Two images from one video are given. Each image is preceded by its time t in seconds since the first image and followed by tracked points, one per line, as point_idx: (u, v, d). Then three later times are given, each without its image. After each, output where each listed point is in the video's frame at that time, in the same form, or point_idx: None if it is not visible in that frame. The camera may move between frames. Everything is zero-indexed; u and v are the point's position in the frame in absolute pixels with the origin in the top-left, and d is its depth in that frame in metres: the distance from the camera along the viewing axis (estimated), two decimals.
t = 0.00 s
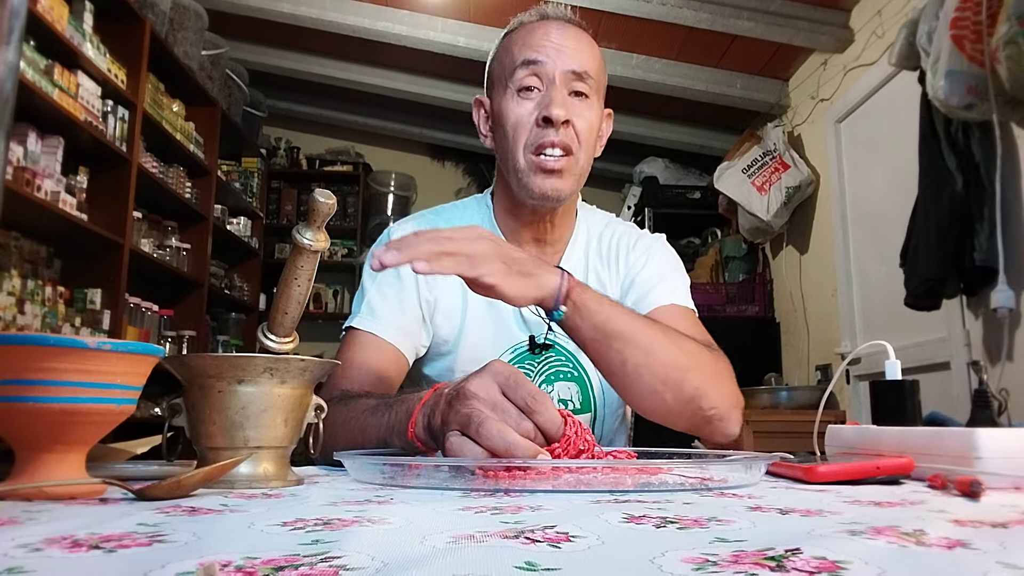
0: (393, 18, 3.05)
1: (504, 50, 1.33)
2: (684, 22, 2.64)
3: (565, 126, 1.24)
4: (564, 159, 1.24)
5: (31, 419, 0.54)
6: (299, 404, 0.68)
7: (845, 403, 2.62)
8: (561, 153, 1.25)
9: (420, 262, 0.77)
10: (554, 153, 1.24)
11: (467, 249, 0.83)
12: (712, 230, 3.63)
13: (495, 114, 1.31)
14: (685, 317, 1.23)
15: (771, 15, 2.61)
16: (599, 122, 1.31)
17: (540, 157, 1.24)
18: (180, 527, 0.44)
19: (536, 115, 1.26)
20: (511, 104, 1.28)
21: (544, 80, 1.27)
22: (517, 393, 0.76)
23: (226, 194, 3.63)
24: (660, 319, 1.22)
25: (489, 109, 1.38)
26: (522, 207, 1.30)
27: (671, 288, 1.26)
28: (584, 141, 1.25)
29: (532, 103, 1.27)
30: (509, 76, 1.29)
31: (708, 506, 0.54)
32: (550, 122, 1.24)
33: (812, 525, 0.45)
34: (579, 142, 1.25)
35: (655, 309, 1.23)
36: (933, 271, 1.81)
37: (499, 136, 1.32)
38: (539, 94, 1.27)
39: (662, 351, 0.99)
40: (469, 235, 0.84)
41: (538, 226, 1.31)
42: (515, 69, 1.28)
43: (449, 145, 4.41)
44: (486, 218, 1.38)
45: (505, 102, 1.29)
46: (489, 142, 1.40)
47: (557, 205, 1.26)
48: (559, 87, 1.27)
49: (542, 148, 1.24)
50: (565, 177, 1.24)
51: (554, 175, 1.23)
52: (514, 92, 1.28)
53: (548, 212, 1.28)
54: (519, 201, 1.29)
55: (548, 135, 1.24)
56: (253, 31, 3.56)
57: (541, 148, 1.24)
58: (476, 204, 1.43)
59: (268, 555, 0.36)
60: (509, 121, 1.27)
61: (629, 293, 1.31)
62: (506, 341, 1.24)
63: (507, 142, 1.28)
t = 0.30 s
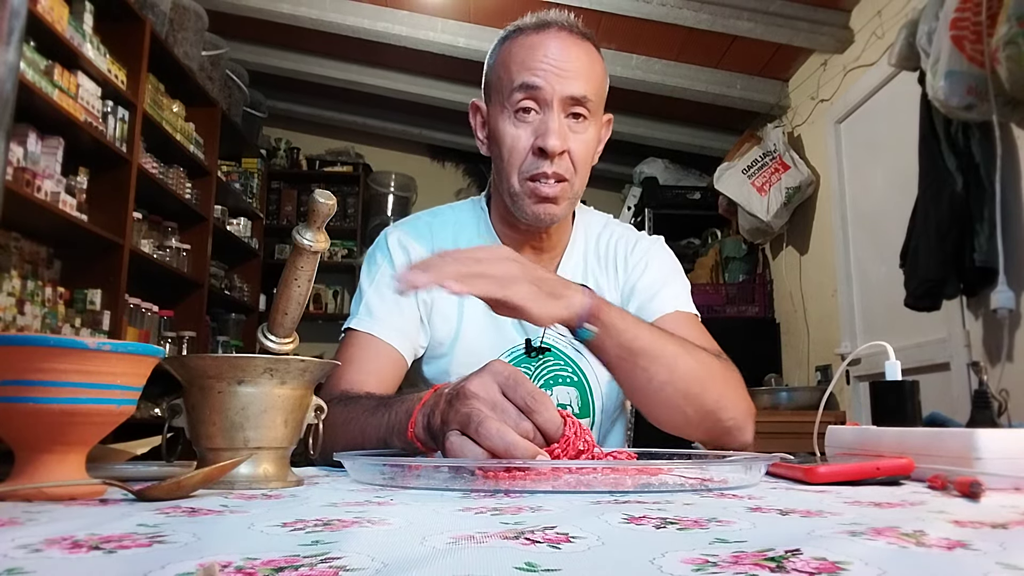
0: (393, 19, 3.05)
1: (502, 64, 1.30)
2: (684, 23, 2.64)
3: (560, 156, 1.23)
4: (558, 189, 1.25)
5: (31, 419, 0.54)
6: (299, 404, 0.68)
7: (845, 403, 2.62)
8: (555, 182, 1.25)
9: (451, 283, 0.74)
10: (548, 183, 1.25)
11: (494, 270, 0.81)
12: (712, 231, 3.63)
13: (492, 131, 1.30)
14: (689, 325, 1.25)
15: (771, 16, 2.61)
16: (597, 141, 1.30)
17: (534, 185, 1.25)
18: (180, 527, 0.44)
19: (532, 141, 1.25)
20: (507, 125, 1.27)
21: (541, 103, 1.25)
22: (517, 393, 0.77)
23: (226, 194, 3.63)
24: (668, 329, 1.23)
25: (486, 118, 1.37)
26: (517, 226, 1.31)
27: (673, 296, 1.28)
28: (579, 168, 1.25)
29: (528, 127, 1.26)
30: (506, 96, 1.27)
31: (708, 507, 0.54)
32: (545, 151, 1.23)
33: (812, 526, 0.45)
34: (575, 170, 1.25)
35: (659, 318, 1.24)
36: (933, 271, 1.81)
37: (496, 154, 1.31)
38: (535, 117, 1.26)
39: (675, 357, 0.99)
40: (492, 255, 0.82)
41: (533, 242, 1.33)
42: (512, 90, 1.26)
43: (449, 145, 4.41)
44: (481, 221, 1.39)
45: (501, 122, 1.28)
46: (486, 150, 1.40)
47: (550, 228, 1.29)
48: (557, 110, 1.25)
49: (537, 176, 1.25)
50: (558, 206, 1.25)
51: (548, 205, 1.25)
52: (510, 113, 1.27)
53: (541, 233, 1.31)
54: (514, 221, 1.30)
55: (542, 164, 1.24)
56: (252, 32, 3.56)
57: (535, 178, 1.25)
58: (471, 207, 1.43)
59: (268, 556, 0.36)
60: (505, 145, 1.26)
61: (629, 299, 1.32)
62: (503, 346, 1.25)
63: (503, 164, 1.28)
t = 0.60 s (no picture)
0: (393, 19, 3.05)
1: (496, 67, 1.30)
2: (684, 23, 2.64)
3: (555, 158, 1.24)
4: (555, 190, 1.25)
5: (31, 419, 0.54)
6: (299, 404, 0.68)
7: (845, 403, 2.62)
8: (552, 184, 1.26)
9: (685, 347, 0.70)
10: (545, 185, 1.25)
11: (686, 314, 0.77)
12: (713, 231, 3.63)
13: (488, 134, 1.31)
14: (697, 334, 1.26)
15: (771, 16, 2.61)
16: (594, 140, 1.30)
17: (531, 188, 1.25)
18: (180, 528, 0.44)
19: (527, 144, 1.25)
20: (503, 128, 1.28)
21: (536, 105, 1.26)
22: (513, 386, 0.76)
23: (226, 194, 3.63)
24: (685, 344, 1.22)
25: (483, 120, 1.37)
26: (516, 229, 1.32)
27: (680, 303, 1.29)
28: (575, 170, 1.26)
29: (524, 130, 1.26)
30: (501, 99, 1.27)
31: (708, 507, 0.54)
32: (541, 154, 1.24)
33: (813, 526, 0.45)
34: (571, 171, 1.26)
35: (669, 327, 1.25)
36: (933, 271, 1.81)
37: (493, 157, 1.32)
38: (530, 120, 1.26)
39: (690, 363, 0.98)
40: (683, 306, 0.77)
41: (534, 244, 1.32)
42: (506, 92, 1.26)
43: (449, 145, 4.41)
44: (481, 222, 1.39)
45: (497, 125, 1.28)
46: (483, 152, 1.40)
47: (549, 230, 1.29)
48: (552, 112, 1.25)
49: (533, 178, 1.25)
50: (556, 208, 1.26)
51: (546, 207, 1.25)
52: (506, 116, 1.28)
53: (540, 236, 1.31)
54: (512, 224, 1.31)
55: (539, 166, 1.25)
56: (252, 32, 3.56)
57: (531, 180, 1.25)
58: (470, 209, 1.43)
59: (268, 556, 0.36)
60: (501, 148, 1.27)
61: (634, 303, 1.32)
62: (503, 347, 1.26)
63: (500, 167, 1.29)
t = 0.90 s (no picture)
0: (393, 18, 3.05)
1: (503, 61, 1.32)
2: (684, 22, 2.64)
3: (562, 141, 1.23)
4: (562, 174, 1.24)
5: (31, 418, 0.54)
6: (299, 404, 0.68)
7: (845, 403, 2.62)
8: (559, 169, 1.24)
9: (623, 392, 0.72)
10: (553, 169, 1.23)
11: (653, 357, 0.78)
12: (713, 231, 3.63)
13: (494, 126, 1.31)
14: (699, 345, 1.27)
15: (771, 15, 2.61)
16: (600, 132, 1.30)
17: (537, 174, 1.24)
18: (180, 527, 0.44)
19: (533, 130, 1.25)
20: (508, 118, 1.28)
21: (541, 93, 1.26)
22: (503, 373, 0.76)
23: (226, 194, 3.63)
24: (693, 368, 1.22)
25: (490, 118, 1.38)
26: (524, 221, 1.30)
27: (683, 313, 1.29)
28: (582, 156, 1.24)
29: (529, 118, 1.26)
30: (507, 90, 1.28)
31: (708, 506, 0.54)
32: (547, 137, 1.23)
33: (812, 525, 0.45)
34: (577, 158, 1.24)
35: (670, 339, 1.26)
36: (933, 271, 1.81)
37: (499, 150, 1.32)
38: (536, 108, 1.26)
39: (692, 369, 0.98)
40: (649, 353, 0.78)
41: (538, 242, 1.32)
42: (512, 83, 1.27)
43: (448, 145, 4.41)
44: (485, 222, 1.39)
45: (503, 116, 1.29)
46: (490, 150, 1.40)
47: (557, 220, 1.26)
48: (557, 101, 1.26)
49: (540, 163, 1.24)
50: (563, 193, 1.24)
51: (552, 192, 1.23)
52: (511, 106, 1.28)
53: (548, 226, 1.28)
54: (520, 215, 1.29)
55: (544, 151, 1.24)
56: (252, 31, 3.55)
57: (538, 165, 1.24)
58: (474, 208, 1.43)
59: (268, 556, 0.35)
60: (506, 136, 1.27)
61: (636, 311, 1.32)
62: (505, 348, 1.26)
63: (506, 156, 1.28)
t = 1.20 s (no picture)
0: (393, 20, 3.05)
1: (501, 53, 1.34)
2: (684, 24, 2.64)
3: (559, 123, 1.24)
4: (561, 154, 1.23)
5: (31, 420, 0.54)
6: (299, 405, 0.68)
7: (845, 404, 2.62)
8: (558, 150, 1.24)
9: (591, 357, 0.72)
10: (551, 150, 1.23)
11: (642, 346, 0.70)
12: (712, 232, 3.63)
13: (493, 116, 1.32)
14: (699, 349, 1.28)
15: (771, 17, 2.61)
16: (598, 122, 1.31)
17: (536, 156, 1.24)
18: (180, 529, 0.44)
19: (531, 113, 1.26)
20: (506, 104, 1.29)
21: (539, 81, 1.28)
22: (500, 374, 0.76)
23: (226, 195, 3.63)
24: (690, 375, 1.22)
25: (489, 113, 1.38)
26: (522, 208, 1.29)
27: (684, 316, 1.30)
28: (580, 139, 1.25)
29: (528, 103, 1.27)
30: (505, 79, 1.30)
31: (708, 508, 0.54)
32: (545, 119, 1.24)
33: (812, 527, 0.45)
34: (575, 141, 1.25)
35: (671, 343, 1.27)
36: (933, 272, 1.81)
37: (497, 139, 1.32)
38: (533, 94, 1.28)
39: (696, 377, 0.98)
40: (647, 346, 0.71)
41: (538, 234, 1.32)
42: (510, 71, 1.29)
43: (448, 146, 4.41)
44: (485, 220, 1.39)
45: (501, 103, 1.29)
46: (489, 146, 1.40)
47: (556, 204, 1.25)
48: (555, 87, 1.27)
49: (538, 145, 1.24)
50: (563, 174, 1.23)
51: (551, 173, 1.23)
52: (509, 94, 1.29)
53: (547, 211, 1.27)
54: (518, 200, 1.28)
55: (543, 133, 1.24)
56: (252, 32, 3.56)
57: (537, 146, 1.24)
58: (475, 207, 1.43)
59: (268, 557, 0.35)
60: (504, 121, 1.28)
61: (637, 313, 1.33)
62: (505, 346, 1.26)
63: (504, 142, 1.28)
